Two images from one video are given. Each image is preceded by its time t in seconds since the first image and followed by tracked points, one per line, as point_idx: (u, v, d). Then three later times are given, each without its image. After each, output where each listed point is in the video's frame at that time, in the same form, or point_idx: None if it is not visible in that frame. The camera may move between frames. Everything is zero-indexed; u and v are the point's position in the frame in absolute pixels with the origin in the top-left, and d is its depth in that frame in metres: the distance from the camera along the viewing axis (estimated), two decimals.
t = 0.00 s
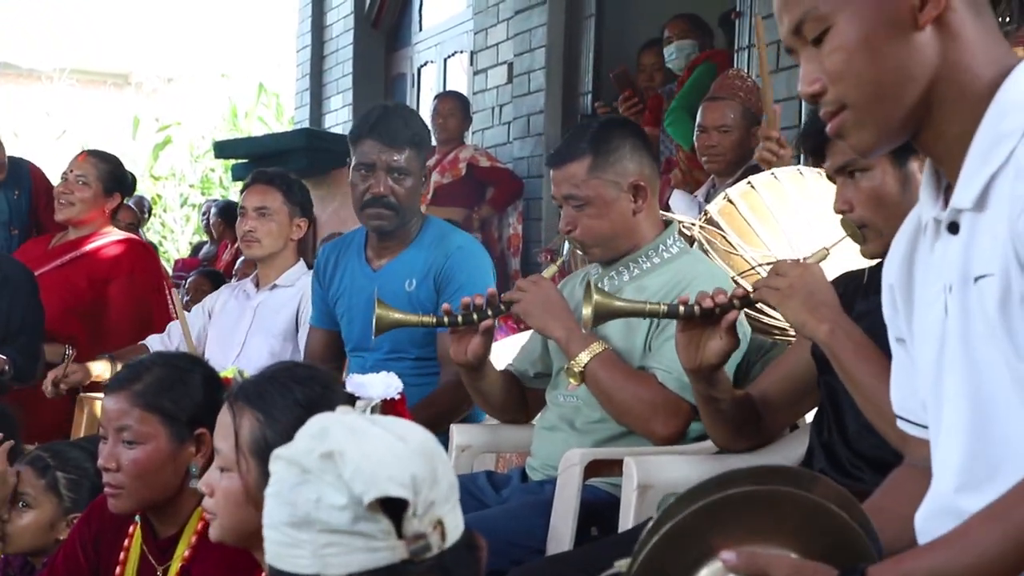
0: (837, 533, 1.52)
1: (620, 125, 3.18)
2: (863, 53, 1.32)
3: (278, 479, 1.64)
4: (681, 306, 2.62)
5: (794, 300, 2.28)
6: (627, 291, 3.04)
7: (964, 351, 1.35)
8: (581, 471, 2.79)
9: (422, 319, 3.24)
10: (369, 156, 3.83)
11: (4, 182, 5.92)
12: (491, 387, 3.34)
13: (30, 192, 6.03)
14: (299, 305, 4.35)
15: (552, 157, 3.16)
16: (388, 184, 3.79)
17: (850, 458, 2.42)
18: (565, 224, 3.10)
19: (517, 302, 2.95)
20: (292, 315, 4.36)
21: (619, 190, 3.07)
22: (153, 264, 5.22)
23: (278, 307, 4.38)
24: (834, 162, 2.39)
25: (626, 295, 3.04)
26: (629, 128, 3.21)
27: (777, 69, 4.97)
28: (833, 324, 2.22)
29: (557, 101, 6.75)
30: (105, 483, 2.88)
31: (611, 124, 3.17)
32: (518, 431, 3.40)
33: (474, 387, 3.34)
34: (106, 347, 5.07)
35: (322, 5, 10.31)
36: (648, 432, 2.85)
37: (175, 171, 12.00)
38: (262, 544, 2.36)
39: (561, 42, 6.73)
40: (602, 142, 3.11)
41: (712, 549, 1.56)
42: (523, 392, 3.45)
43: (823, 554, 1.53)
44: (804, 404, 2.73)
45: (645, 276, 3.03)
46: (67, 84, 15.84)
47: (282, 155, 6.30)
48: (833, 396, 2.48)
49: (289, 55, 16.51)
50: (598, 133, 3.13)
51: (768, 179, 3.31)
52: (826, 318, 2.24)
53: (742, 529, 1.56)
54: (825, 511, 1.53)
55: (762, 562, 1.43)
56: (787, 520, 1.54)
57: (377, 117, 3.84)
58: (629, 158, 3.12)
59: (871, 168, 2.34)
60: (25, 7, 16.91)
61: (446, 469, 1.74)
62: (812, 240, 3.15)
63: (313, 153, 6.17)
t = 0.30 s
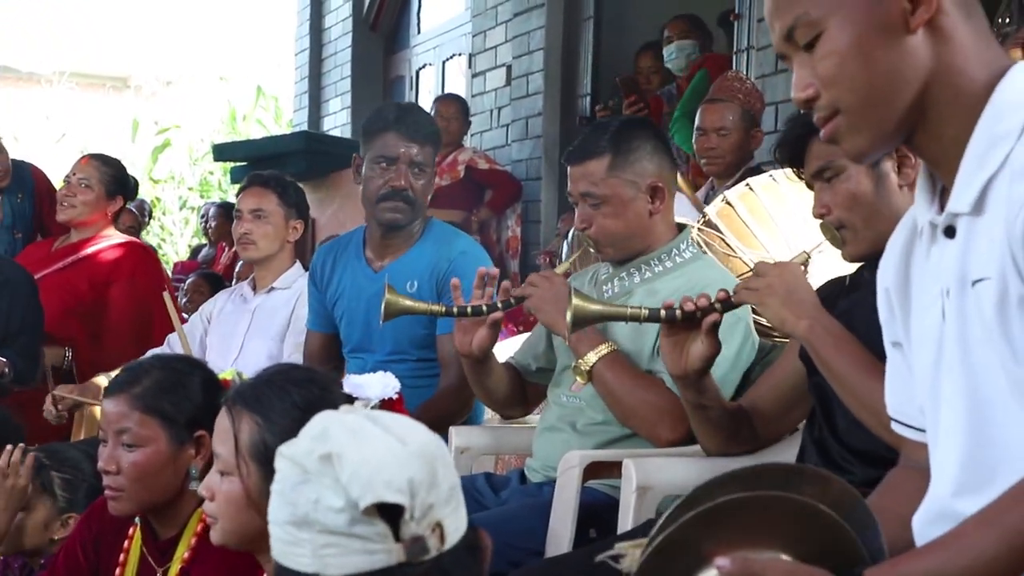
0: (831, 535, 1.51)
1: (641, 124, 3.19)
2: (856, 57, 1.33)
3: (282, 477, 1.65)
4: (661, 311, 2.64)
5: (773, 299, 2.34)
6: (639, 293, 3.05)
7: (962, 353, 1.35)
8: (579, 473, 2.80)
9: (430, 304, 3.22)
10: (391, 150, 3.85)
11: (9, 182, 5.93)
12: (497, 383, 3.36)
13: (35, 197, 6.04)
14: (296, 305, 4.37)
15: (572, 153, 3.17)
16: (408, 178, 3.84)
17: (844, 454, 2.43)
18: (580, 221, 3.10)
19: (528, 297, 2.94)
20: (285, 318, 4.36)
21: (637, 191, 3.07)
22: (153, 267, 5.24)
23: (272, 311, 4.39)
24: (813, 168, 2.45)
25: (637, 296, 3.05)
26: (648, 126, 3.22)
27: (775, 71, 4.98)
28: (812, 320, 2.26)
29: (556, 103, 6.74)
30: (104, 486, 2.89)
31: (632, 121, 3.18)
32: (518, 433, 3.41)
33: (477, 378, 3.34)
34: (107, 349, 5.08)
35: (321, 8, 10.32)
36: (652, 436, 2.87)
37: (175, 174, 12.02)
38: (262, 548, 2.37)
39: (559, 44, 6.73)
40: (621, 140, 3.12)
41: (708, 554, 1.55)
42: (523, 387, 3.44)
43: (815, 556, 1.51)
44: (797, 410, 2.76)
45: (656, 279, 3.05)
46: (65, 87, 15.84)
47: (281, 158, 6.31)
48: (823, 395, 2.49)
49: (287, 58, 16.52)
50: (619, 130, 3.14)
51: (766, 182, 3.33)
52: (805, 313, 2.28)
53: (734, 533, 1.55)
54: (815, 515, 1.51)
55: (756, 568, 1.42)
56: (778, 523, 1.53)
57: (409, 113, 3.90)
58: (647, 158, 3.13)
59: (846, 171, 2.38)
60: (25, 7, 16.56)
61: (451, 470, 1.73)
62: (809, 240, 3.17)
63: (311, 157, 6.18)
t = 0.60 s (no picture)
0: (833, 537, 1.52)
1: (668, 124, 3.18)
2: (860, 56, 1.34)
3: (287, 480, 1.67)
4: (659, 307, 2.65)
5: (770, 299, 2.35)
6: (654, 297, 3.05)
7: (967, 354, 1.36)
8: (579, 474, 2.81)
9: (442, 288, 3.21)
10: (390, 144, 3.84)
11: (8, 182, 5.94)
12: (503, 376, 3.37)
13: (35, 197, 6.04)
14: (290, 309, 4.38)
15: (596, 149, 3.17)
16: (405, 173, 3.82)
17: (845, 456, 2.43)
18: (601, 218, 3.11)
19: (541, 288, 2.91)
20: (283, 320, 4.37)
21: (660, 192, 3.07)
22: (152, 269, 5.24)
23: (271, 313, 4.39)
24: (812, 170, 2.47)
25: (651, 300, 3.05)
26: (676, 128, 3.21)
27: (775, 73, 4.98)
28: (806, 321, 2.29)
29: (555, 105, 6.75)
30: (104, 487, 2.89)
31: (660, 123, 3.17)
32: (520, 434, 3.41)
33: (483, 364, 3.34)
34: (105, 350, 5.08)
35: (320, 10, 10.32)
36: (652, 439, 2.87)
37: (174, 176, 12.03)
38: (261, 550, 2.37)
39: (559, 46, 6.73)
40: (649, 139, 3.12)
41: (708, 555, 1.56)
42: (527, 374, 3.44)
43: (816, 558, 1.52)
44: (797, 410, 2.79)
45: (670, 284, 3.05)
46: (65, 89, 15.84)
47: (280, 160, 6.31)
48: (818, 399, 2.50)
49: (287, 59, 16.52)
50: (647, 130, 3.13)
51: (765, 183, 3.38)
52: (799, 314, 2.30)
53: (733, 534, 1.55)
54: (814, 514, 1.51)
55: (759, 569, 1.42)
56: (779, 525, 1.53)
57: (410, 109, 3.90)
58: (673, 159, 3.13)
59: (843, 172, 2.40)
60: (25, 7, 16.52)
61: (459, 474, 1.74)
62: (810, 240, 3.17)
63: (310, 159, 6.18)
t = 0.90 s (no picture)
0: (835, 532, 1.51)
1: (689, 123, 3.19)
2: (858, 56, 1.34)
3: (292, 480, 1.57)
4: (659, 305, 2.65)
5: (769, 295, 2.36)
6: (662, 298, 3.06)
7: (973, 353, 1.35)
8: (579, 476, 2.81)
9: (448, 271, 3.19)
10: (387, 140, 3.85)
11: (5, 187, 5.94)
12: (504, 361, 3.36)
13: (33, 203, 6.05)
14: (288, 315, 4.36)
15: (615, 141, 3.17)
16: (398, 170, 3.82)
17: (845, 455, 2.43)
18: (613, 212, 3.11)
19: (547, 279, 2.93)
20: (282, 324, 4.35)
21: (676, 192, 3.08)
22: (151, 274, 5.25)
23: (271, 316, 4.39)
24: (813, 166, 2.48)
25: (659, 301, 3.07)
26: (699, 130, 3.22)
27: (772, 72, 4.98)
28: (806, 316, 2.30)
29: (552, 107, 6.76)
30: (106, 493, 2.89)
31: (680, 122, 3.17)
32: (520, 436, 3.42)
33: (485, 353, 3.34)
34: (105, 355, 5.09)
35: (316, 13, 10.32)
36: (651, 440, 2.88)
37: (172, 180, 12.03)
38: (263, 555, 2.37)
39: (555, 48, 6.73)
40: (669, 136, 3.12)
41: (711, 554, 1.56)
42: (527, 363, 3.43)
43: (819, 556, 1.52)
44: (794, 414, 2.78)
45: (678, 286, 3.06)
46: (62, 94, 15.83)
47: (278, 163, 6.31)
48: (817, 396, 2.51)
49: (284, 62, 16.53)
50: (667, 128, 3.13)
51: (762, 183, 3.43)
52: (798, 311, 2.31)
53: (731, 535, 1.55)
54: (812, 512, 1.51)
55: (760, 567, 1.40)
56: (779, 522, 1.53)
57: (407, 108, 3.90)
58: (691, 159, 3.14)
59: (844, 169, 2.42)
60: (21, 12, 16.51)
61: (465, 473, 1.63)
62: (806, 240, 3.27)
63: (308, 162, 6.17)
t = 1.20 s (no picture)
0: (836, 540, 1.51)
1: (694, 127, 3.19)
2: (840, 58, 1.33)
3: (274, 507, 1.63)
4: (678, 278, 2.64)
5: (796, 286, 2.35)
6: (662, 301, 3.08)
7: (977, 360, 1.33)
8: (578, 479, 2.80)
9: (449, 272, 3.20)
10: (392, 140, 3.85)
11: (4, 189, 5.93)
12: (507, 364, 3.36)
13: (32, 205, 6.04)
14: (288, 319, 4.36)
15: (619, 144, 3.17)
16: (402, 169, 3.81)
17: (848, 460, 2.43)
18: (616, 214, 3.11)
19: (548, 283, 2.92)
20: (281, 327, 4.35)
21: (679, 195, 3.08)
22: (150, 277, 5.25)
23: (270, 320, 4.39)
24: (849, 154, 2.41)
25: (660, 303, 3.09)
26: (703, 134, 3.21)
27: (771, 75, 4.97)
28: (829, 312, 2.28)
29: (551, 111, 6.76)
30: (103, 496, 2.89)
31: (684, 125, 3.17)
32: (518, 439, 3.42)
33: (485, 355, 3.33)
34: (104, 359, 5.09)
35: (315, 16, 10.32)
36: (651, 441, 2.87)
37: (171, 183, 12.04)
38: (260, 560, 2.36)
39: (555, 51, 6.73)
40: (674, 140, 3.13)
41: (708, 561, 1.54)
42: (528, 366, 3.43)
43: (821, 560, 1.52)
44: (800, 404, 2.73)
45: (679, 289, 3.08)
46: (62, 97, 15.84)
47: (277, 167, 6.31)
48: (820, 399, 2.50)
49: (283, 64, 16.53)
50: (672, 131, 3.13)
51: (759, 188, 3.47)
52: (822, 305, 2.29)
53: (726, 543, 1.54)
54: (810, 515, 1.52)
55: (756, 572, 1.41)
56: (776, 529, 1.53)
57: (410, 108, 3.89)
58: (694, 163, 3.14)
59: (882, 160, 2.38)
60: (21, 15, 16.51)
61: (450, 499, 1.65)
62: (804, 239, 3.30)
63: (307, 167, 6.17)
